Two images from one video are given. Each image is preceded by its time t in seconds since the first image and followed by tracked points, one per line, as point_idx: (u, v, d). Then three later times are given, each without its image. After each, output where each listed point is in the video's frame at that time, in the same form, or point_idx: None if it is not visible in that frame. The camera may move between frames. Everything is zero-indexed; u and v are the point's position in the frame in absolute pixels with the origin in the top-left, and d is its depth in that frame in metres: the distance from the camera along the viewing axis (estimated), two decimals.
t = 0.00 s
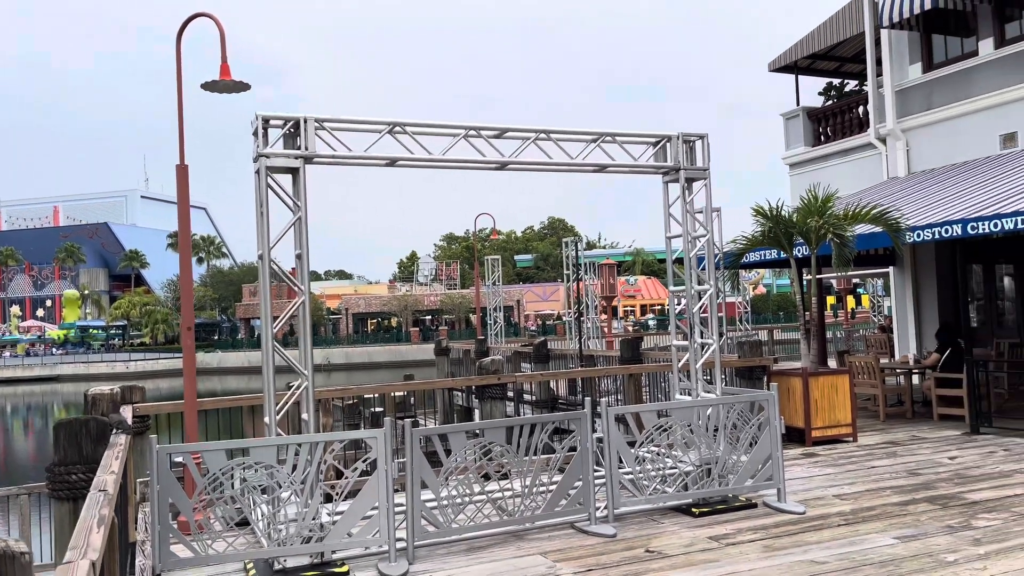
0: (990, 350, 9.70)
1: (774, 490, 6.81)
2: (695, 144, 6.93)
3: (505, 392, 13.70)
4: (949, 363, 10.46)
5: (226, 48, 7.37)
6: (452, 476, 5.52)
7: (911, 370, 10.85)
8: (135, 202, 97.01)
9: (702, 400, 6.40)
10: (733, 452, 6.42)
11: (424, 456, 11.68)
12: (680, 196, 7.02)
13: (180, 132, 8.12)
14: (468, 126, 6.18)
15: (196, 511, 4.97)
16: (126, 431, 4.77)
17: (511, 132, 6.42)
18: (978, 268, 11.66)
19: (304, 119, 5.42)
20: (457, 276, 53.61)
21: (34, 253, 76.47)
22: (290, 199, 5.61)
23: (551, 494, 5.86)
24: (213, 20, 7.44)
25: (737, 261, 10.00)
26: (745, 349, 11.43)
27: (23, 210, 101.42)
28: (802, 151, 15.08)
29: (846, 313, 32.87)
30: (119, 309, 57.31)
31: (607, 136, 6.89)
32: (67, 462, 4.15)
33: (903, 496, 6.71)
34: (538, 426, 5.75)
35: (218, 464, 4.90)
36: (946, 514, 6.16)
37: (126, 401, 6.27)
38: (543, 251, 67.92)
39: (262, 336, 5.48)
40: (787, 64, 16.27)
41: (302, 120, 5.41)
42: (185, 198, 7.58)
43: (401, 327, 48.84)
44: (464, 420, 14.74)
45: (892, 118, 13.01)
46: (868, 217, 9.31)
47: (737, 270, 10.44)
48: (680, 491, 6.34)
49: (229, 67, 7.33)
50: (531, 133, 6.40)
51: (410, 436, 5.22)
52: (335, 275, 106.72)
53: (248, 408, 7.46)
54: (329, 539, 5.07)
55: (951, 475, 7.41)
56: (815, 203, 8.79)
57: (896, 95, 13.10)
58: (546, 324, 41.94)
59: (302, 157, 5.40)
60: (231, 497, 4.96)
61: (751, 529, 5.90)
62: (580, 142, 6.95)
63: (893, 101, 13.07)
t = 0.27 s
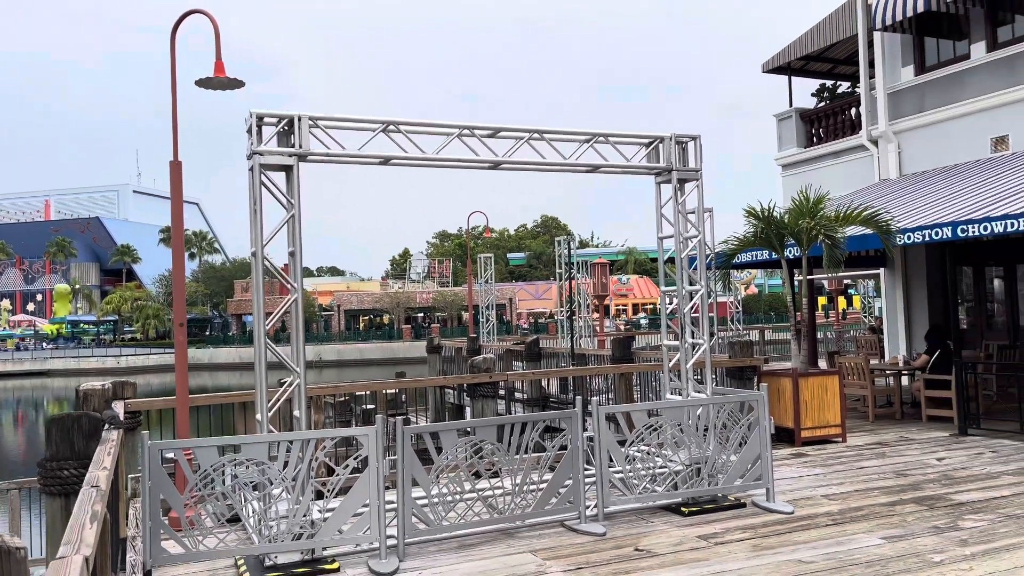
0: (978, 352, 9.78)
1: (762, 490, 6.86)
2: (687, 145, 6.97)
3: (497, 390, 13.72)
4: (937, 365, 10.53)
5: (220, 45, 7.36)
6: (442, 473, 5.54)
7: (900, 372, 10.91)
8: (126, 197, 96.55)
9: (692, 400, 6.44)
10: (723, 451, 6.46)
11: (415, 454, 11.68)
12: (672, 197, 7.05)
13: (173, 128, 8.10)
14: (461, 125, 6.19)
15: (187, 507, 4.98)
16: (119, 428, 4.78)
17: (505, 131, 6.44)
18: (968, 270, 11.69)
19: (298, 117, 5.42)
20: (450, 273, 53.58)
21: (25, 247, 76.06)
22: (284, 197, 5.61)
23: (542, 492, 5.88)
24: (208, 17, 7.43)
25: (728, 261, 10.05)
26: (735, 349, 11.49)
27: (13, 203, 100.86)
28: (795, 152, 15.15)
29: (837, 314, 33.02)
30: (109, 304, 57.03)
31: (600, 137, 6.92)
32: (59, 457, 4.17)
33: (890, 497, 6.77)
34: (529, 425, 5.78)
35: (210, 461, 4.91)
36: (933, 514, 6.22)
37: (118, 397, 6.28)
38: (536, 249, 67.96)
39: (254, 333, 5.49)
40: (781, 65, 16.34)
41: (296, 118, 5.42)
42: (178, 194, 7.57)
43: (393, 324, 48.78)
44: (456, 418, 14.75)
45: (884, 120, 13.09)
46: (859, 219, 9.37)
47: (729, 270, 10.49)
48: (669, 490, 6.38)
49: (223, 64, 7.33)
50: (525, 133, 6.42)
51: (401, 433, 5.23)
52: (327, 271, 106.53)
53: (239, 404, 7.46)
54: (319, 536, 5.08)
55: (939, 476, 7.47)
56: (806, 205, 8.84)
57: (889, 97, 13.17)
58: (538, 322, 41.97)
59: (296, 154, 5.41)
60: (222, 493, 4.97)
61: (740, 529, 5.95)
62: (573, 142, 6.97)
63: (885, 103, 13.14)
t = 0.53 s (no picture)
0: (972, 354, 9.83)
1: (755, 489, 6.90)
2: (684, 146, 7.00)
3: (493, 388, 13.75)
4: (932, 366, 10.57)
5: (219, 42, 7.38)
6: (437, 471, 5.57)
7: (895, 372, 10.95)
8: (124, 192, 96.44)
9: (687, 399, 6.48)
10: (717, 451, 6.50)
11: (411, 451, 11.72)
12: (668, 197, 7.08)
13: (172, 125, 8.12)
14: (459, 124, 6.21)
15: (183, 502, 5.01)
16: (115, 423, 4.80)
17: (502, 130, 6.46)
18: (964, 271, 11.75)
19: (295, 114, 5.44)
20: (447, 271, 53.55)
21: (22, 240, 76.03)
22: (281, 194, 5.63)
23: (536, 489, 5.92)
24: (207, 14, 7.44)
25: (725, 261, 10.09)
26: (731, 349, 11.52)
27: (11, 197, 100.78)
28: (792, 152, 15.18)
29: (834, 314, 33.07)
30: (107, 299, 57.00)
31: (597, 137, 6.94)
32: (56, 452, 4.17)
33: (883, 497, 6.82)
34: (524, 423, 5.81)
35: (206, 456, 4.93)
36: (924, 514, 6.27)
37: (115, 392, 6.32)
38: (534, 247, 67.96)
39: (252, 329, 5.52)
40: (779, 66, 16.38)
41: (294, 116, 5.44)
42: (176, 191, 7.58)
43: (390, 321, 48.76)
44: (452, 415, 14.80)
45: (881, 121, 13.13)
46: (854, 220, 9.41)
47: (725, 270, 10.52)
48: (663, 488, 6.42)
49: (222, 60, 7.34)
50: (522, 132, 6.45)
51: (397, 430, 5.26)
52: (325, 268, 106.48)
53: (236, 400, 7.48)
54: (314, 532, 5.11)
55: (931, 476, 7.52)
56: (803, 205, 8.87)
57: (886, 99, 13.21)
58: (535, 320, 42.00)
59: (293, 152, 5.43)
60: (218, 489, 5.00)
61: (733, 527, 5.99)
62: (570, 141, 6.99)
63: (883, 104, 13.17)
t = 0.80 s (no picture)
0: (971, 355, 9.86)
1: (753, 487, 6.94)
2: (684, 146, 7.03)
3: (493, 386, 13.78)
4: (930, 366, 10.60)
5: (222, 40, 7.42)
6: (437, 467, 5.61)
7: (894, 373, 10.98)
8: (126, 189, 96.51)
9: (685, 398, 6.52)
10: (714, 450, 6.54)
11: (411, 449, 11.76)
12: (668, 197, 7.12)
13: (174, 122, 8.17)
14: (460, 123, 6.26)
15: (183, 497, 5.05)
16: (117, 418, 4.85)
17: (502, 130, 6.50)
18: (964, 272, 11.78)
19: (297, 113, 5.49)
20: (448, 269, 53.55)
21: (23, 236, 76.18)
22: (283, 191, 5.67)
23: (535, 487, 5.96)
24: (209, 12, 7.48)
25: (725, 261, 10.13)
26: (730, 348, 11.55)
27: (12, 193, 100.90)
28: (793, 152, 15.21)
29: (834, 315, 33.06)
30: (108, 295, 57.08)
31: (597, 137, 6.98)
32: (58, 446, 4.23)
33: (879, 496, 6.86)
34: (523, 421, 5.85)
35: (207, 452, 4.98)
36: (920, 514, 6.31)
37: (117, 387, 6.38)
38: (535, 246, 67.98)
39: (253, 326, 5.56)
40: (780, 66, 16.41)
41: (295, 114, 5.48)
42: (178, 188, 7.62)
43: (391, 320, 48.78)
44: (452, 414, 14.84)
45: (882, 122, 13.15)
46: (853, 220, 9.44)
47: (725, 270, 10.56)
48: (661, 486, 6.46)
49: (225, 59, 7.38)
50: (523, 132, 6.49)
51: (396, 427, 5.30)
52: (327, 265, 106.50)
53: (236, 396, 7.52)
54: (314, 527, 5.16)
55: (928, 476, 7.56)
56: (802, 205, 8.91)
57: (887, 99, 13.23)
58: (536, 319, 42.00)
59: (295, 150, 5.47)
60: (218, 484, 5.04)
61: (730, 525, 6.03)
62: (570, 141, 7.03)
63: (884, 105, 13.20)
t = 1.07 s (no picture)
0: (969, 355, 9.89)
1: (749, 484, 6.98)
2: (682, 145, 7.08)
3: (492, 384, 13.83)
4: (928, 366, 10.64)
5: (224, 38, 7.47)
6: (435, 463, 5.65)
7: (892, 372, 11.01)
8: (129, 187, 96.65)
9: (682, 395, 6.56)
10: (712, 447, 6.58)
11: (410, 446, 11.81)
12: (666, 195, 7.17)
13: (176, 120, 8.22)
14: (459, 122, 6.30)
15: (184, 491, 5.11)
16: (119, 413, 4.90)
17: (502, 128, 6.55)
18: (964, 272, 11.81)
19: (298, 111, 5.54)
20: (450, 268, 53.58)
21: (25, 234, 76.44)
22: (283, 189, 5.72)
23: (532, 483, 6.00)
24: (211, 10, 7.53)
25: (724, 260, 10.17)
26: (729, 347, 11.60)
27: (14, 192, 101.16)
28: (794, 152, 15.24)
29: (834, 315, 33.07)
30: (110, 293, 57.22)
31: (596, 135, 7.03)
32: (60, 439, 4.28)
33: (875, 493, 6.90)
34: (521, 417, 5.88)
35: (207, 446, 5.03)
36: (915, 511, 6.35)
37: (118, 382, 6.45)
38: (536, 245, 68.03)
39: (253, 323, 5.61)
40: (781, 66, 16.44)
41: (296, 112, 5.53)
42: (180, 185, 7.68)
43: (392, 318, 48.84)
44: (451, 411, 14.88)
45: (882, 122, 13.18)
46: (851, 220, 9.48)
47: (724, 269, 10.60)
48: (658, 483, 6.50)
49: (226, 57, 7.44)
50: (522, 130, 6.54)
51: (395, 423, 5.34)
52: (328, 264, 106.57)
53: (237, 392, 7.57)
54: (313, 521, 5.21)
55: (925, 474, 7.60)
56: (801, 205, 8.95)
57: (887, 100, 13.26)
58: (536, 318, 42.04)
59: (296, 148, 5.52)
60: (219, 479, 5.10)
61: (726, 521, 6.08)
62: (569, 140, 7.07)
63: (884, 105, 13.23)
